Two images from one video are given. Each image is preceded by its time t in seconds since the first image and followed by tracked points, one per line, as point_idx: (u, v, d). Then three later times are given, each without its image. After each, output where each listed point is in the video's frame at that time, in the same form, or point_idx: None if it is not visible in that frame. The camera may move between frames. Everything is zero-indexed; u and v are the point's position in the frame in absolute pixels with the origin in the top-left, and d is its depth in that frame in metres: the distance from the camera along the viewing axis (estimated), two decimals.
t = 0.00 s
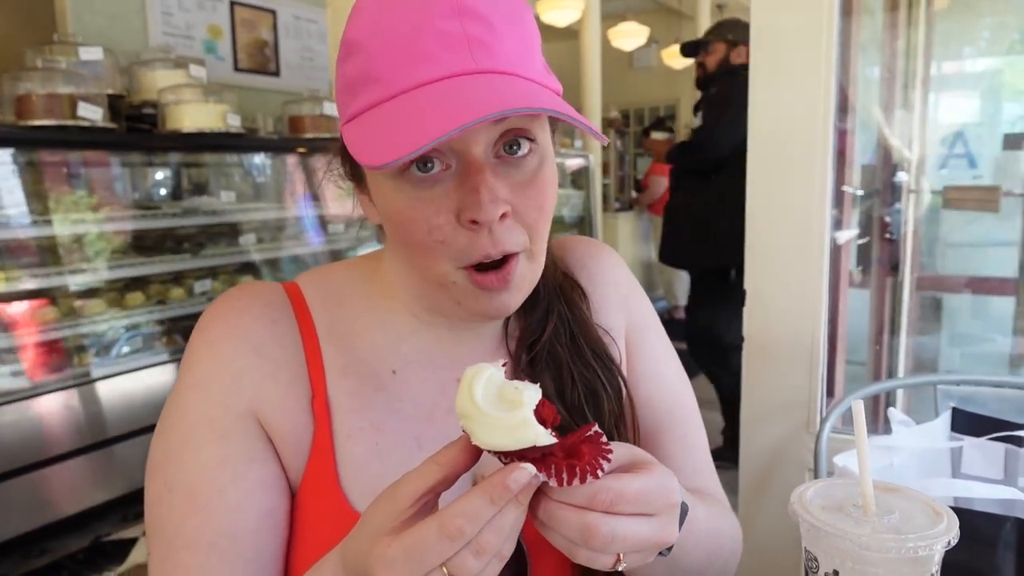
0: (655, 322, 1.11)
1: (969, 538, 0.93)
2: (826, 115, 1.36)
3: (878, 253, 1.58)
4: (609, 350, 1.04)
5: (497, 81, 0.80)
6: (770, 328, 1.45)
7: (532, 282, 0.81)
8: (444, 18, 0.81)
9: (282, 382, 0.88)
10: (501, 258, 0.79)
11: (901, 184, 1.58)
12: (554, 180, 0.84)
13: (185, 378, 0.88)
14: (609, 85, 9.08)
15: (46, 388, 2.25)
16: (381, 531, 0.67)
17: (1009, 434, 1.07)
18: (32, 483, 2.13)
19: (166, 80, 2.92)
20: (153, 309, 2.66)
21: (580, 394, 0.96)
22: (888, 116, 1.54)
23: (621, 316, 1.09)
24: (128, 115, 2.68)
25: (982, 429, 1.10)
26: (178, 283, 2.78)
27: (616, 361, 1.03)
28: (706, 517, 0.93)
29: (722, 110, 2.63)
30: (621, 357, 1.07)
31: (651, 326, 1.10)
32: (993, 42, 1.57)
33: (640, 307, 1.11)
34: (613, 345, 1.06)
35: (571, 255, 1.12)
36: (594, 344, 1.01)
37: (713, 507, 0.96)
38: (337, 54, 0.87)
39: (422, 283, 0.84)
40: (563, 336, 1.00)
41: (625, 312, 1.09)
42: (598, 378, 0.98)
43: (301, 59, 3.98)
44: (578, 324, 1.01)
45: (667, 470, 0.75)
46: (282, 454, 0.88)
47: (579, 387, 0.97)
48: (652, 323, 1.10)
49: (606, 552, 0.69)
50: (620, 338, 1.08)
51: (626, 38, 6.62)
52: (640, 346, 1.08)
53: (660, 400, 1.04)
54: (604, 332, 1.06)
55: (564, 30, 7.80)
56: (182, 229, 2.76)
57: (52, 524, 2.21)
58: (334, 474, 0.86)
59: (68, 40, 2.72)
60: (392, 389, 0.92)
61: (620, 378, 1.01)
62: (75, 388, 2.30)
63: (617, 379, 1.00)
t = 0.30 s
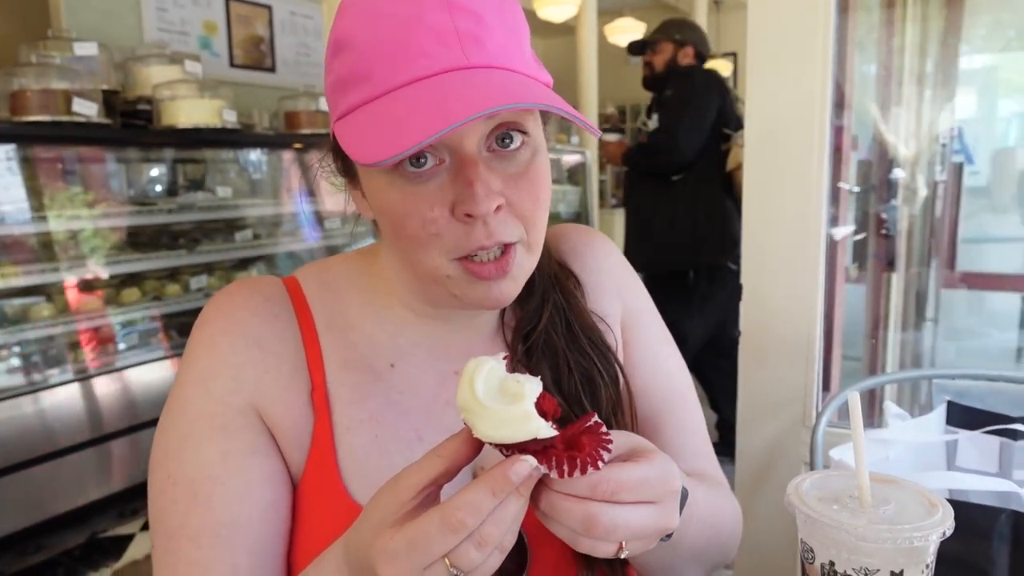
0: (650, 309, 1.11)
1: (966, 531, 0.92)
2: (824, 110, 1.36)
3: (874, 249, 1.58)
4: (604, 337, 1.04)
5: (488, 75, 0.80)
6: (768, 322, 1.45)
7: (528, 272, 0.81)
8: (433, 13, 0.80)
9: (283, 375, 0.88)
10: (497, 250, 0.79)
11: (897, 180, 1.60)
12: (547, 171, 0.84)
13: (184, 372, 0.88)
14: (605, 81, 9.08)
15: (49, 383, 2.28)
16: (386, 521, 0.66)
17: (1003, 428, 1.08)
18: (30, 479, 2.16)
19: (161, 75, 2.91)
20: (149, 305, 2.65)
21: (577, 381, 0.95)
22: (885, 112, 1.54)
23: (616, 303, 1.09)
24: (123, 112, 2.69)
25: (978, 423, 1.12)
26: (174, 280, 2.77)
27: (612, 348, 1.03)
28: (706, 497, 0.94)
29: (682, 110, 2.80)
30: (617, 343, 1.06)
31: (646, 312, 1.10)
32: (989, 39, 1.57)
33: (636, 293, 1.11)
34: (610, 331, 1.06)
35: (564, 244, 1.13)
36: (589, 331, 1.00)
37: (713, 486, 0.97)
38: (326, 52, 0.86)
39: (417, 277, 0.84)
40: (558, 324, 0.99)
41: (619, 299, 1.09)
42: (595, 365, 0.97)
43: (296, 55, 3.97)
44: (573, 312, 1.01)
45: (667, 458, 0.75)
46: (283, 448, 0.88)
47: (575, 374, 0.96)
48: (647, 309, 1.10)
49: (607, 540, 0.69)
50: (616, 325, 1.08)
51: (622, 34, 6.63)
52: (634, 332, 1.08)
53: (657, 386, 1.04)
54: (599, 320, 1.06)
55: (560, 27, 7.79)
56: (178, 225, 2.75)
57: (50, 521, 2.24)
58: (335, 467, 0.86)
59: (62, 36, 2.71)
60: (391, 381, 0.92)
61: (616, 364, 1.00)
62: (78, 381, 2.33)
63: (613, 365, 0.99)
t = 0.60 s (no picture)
0: (647, 305, 1.11)
1: (965, 527, 0.92)
2: (822, 105, 1.36)
3: (872, 244, 1.59)
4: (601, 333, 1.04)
5: (479, 56, 0.79)
6: (766, 318, 1.45)
7: (520, 260, 0.80)
8: None
9: (280, 370, 0.88)
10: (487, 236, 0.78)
11: (895, 177, 1.61)
12: (540, 159, 0.84)
13: (180, 368, 0.88)
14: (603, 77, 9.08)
15: (45, 378, 2.31)
16: (381, 514, 0.67)
17: (1001, 423, 1.08)
18: (29, 474, 2.22)
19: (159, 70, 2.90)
20: (147, 301, 2.64)
21: (574, 378, 0.95)
22: (883, 108, 1.54)
23: (613, 299, 1.09)
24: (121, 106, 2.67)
25: (975, 420, 1.12)
26: (172, 275, 2.76)
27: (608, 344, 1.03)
28: (704, 492, 0.95)
29: (641, 101, 2.69)
30: (614, 340, 1.06)
31: (643, 309, 1.10)
32: (986, 34, 1.56)
33: (633, 290, 1.11)
34: (606, 327, 1.06)
35: (561, 240, 1.12)
36: (586, 327, 1.00)
37: (709, 483, 0.97)
38: (320, 39, 0.86)
39: (409, 267, 0.83)
40: (555, 320, 0.99)
41: (616, 295, 1.09)
42: (592, 362, 0.97)
43: (295, 50, 3.96)
44: (570, 308, 1.01)
45: (665, 452, 0.74)
46: (279, 443, 0.88)
47: (572, 370, 0.96)
48: (644, 306, 1.10)
49: (605, 534, 0.69)
50: (613, 322, 1.08)
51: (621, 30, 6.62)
52: (631, 329, 1.08)
53: (653, 383, 1.04)
54: (596, 316, 1.06)
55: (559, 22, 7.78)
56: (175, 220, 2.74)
57: (50, 515, 2.30)
58: (332, 463, 0.86)
59: (59, 30, 2.69)
60: (386, 375, 0.92)
61: (613, 361, 1.00)
62: (77, 376, 2.37)
63: (609, 362, 0.99)
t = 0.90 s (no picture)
0: (642, 296, 1.11)
1: (963, 525, 0.92)
2: (821, 106, 1.36)
3: (872, 243, 1.62)
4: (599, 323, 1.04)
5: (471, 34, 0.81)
6: (765, 317, 1.46)
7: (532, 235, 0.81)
8: None
9: (280, 372, 0.88)
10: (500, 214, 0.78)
11: (895, 175, 1.62)
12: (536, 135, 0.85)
13: (179, 369, 0.87)
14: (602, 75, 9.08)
15: (43, 375, 2.31)
16: (383, 517, 0.66)
17: (1000, 422, 1.08)
18: (24, 471, 2.21)
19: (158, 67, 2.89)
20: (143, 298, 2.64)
21: (571, 366, 0.95)
22: (881, 106, 1.55)
23: (610, 291, 1.09)
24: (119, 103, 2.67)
25: (975, 417, 1.12)
26: (170, 272, 2.76)
27: (606, 335, 1.03)
28: (706, 490, 0.95)
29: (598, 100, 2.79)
30: (612, 331, 1.06)
31: (640, 302, 1.10)
32: (985, 33, 1.55)
33: (632, 284, 1.11)
34: (604, 319, 1.06)
35: (556, 233, 1.12)
36: (583, 317, 1.00)
37: (710, 480, 0.97)
38: (299, 45, 0.85)
39: (419, 263, 0.82)
40: (552, 308, 0.99)
41: (614, 288, 1.09)
42: (589, 349, 0.97)
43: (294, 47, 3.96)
44: (566, 298, 1.01)
45: (667, 454, 0.74)
46: (280, 446, 0.87)
47: (569, 358, 0.96)
48: (642, 300, 1.10)
49: (608, 538, 0.69)
50: (611, 313, 1.07)
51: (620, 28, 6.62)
52: (628, 320, 1.08)
53: (651, 376, 1.04)
54: (593, 307, 1.06)
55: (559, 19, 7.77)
56: (173, 217, 2.74)
57: (48, 511, 2.29)
58: (332, 466, 0.86)
59: (57, 27, 2.69)
60: (386, 376, 0.92)
61: (610, 350, 1.00)
62: (74, 373, 2.37)
63: (607, 350, 0.99)
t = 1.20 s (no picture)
0: (643, 294, 1.11)
1: (962, 523, 0.92)
2: (820, 104, 1.36)
3: (871, 242, 1.63)
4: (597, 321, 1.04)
5: (459, 53, 0.80)
6: (764, 316, 1.46)
7: (508, 248, 0.81)
8: None
9: (280, 368, 0.88)
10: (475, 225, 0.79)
11: (894, 174, 1.63)
12: (524, 152, 0.84)
13: (179, 365, 0.87)
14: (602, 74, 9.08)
15: (42, 373, 2.31)
16: (393, 518, 0.66)
17: (1000, 421, 1.08)
18: (21, 470, 2.20)
19: (157, 65, 2.89)
20: (144, 297, 2.64)
21: (569, 364, 0.95)
22: (881, 105, 1.55)
23: (609, 287, 1.08)
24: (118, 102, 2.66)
25: (972, 416, 1.12)
26: (169, 271, 2.76)
27: (605, 332, 1.03)
28: (713, 487, 0.96)
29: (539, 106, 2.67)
30: (611, 328, 1.06)
31: (640, 299, 1.10)
32: (984, 32, 1.54)
33: (631, 279, 1.11)
34: (603, 316, 1.06)
35: (553, 230, 1.13)
36: (580, 315, 1.00)
37: (715, 478, 0.98)
38: (301, 37, 0.86)
39: (397, 262, 0.83)
40: (548, 306, 0.99)
41: (613, 284, 1.09)
42: (586, 348, 0.97)
43: (293, 46, 3.96)
44: (564, 296, 1.01)
45: (683, 463, 0.75)
46: (282, 440, 0.87)
47: (567, 357, 0.96)
48: (641, 296, 1.10)
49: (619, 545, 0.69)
50: (610, 310, 1.07)
51: (619, 26, 6.62)
52: (628, 317, 1.08)
53: (651, 373, 1.04)
54: (592, 304, 1.06)
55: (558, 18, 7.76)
56: (172, 216, 2.73)
57: (48, 509, 2.29)
58: (334, 461, 0.86)
59: (56, 24, 2.68)
60: (386, 372, 0.92)
61: (608, 348, 1.00)
62: (73, 372, 2.37)
63: (605, 348, 0.99)
